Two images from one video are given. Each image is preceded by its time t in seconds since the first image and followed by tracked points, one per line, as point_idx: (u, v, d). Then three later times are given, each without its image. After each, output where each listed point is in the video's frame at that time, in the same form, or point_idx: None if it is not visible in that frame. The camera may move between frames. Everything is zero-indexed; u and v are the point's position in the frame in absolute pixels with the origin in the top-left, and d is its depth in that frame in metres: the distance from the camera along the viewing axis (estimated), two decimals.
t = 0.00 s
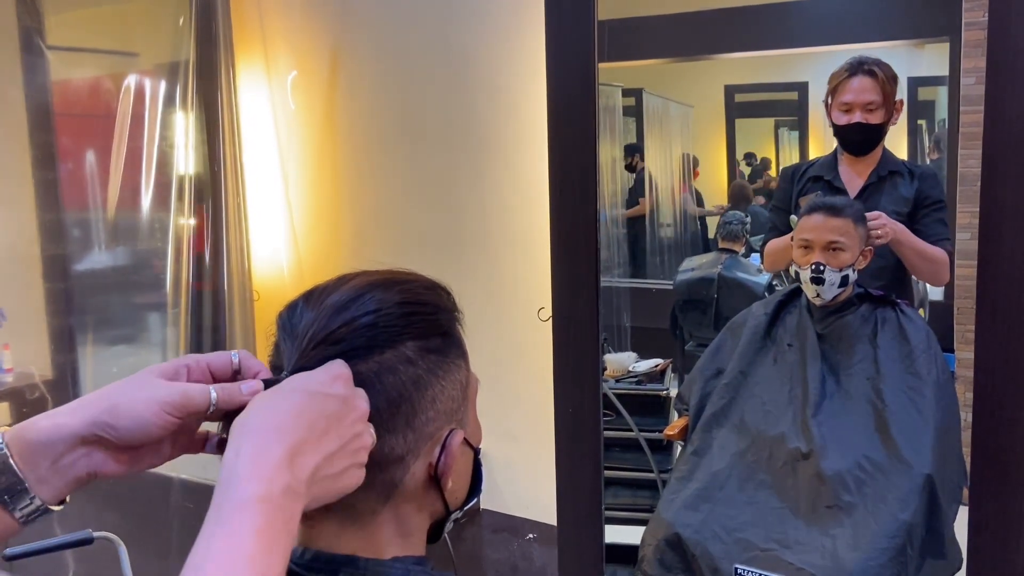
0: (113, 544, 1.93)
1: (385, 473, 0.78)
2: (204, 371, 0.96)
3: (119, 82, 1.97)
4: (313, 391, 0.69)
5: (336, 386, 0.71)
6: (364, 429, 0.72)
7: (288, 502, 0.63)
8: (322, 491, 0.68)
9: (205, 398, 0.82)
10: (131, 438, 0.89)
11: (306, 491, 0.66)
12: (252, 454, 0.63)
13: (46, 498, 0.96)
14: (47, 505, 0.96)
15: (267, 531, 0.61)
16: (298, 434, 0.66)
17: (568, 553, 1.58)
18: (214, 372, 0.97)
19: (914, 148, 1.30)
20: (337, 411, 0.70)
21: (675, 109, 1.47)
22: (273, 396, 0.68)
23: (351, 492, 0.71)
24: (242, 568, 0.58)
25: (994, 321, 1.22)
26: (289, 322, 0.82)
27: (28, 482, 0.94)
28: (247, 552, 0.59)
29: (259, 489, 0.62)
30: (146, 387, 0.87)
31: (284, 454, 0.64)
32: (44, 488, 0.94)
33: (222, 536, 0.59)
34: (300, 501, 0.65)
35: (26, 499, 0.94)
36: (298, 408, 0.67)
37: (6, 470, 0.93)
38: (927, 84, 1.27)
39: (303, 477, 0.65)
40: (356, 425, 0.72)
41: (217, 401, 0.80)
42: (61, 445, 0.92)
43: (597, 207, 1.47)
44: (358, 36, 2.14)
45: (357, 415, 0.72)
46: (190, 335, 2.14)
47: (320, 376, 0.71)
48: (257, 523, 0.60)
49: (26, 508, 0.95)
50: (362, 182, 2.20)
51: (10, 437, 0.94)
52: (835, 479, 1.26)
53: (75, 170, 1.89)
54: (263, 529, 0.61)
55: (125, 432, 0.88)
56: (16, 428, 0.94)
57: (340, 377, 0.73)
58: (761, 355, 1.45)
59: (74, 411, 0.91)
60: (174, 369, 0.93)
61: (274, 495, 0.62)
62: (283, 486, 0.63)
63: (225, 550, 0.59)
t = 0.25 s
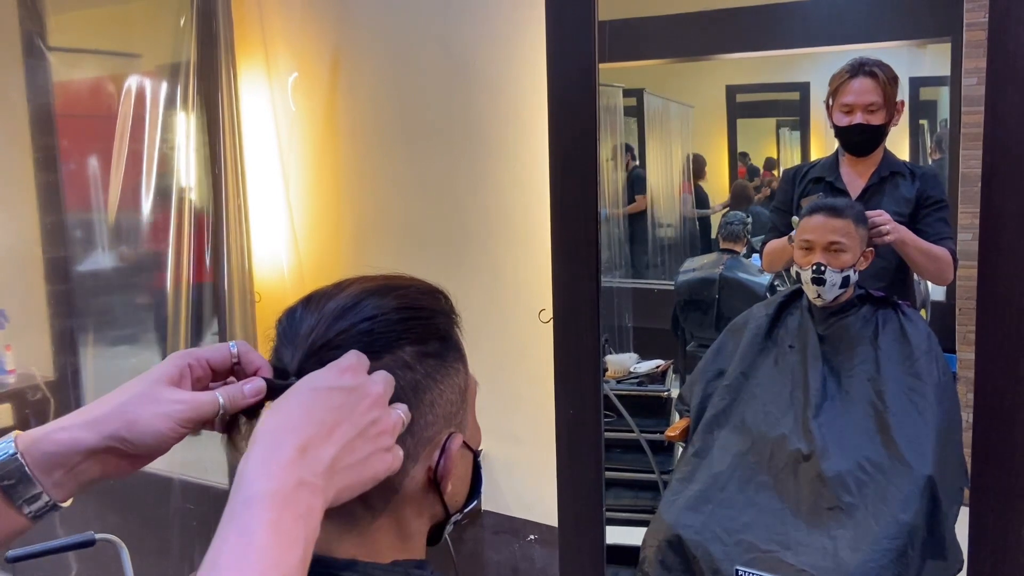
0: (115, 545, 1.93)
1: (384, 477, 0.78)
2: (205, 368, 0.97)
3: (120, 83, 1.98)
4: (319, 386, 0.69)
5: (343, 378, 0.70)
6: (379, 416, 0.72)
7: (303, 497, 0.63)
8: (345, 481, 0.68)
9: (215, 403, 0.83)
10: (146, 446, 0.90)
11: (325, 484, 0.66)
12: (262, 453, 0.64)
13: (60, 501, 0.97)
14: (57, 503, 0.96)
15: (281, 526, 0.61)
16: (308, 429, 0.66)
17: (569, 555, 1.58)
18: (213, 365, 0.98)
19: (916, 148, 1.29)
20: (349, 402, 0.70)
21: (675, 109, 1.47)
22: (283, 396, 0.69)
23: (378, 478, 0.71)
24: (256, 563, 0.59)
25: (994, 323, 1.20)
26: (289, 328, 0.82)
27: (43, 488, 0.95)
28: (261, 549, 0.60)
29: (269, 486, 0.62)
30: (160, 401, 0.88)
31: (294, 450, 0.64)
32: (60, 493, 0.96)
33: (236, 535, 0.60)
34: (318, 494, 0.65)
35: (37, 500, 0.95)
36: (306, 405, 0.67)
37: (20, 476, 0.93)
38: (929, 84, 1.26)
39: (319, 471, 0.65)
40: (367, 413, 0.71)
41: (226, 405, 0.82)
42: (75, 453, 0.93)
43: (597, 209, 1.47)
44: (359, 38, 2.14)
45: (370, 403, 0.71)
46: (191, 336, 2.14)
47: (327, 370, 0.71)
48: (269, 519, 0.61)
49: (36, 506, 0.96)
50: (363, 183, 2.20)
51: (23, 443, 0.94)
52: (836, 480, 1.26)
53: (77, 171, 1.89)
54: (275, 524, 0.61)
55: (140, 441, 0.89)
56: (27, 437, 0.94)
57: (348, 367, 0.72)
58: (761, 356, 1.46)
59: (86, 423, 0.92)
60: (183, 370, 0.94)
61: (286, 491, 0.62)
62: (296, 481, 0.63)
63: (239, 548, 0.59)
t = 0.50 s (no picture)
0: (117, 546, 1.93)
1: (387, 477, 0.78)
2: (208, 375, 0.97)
3: (121, 84, 1.97)
4: (328, 393, 0.69)
5: (352, 385, 0.71)
6: (387, 425, 0.72)
7: (314, 501, 0.63)
8: (354, 487, 0.68)
9: (211, 406, 0.84)
10: (143, 447, 0.90)
11: (336, 490, 0.66)
12: (272, 458, 0.63)
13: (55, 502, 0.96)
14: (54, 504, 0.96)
15: (292, 531, 0.61)
16: (318, 434, 0.66)
17: (571, 555, 1.58)
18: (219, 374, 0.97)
19: (918, 148, 1.29)
20: (357, 410, 0.70)
21: (675, 109, 1.48)
22: (292, 403, 0.68)
23: (384, 486, 0.71)
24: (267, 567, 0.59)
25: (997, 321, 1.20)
26: (291, 327, 0.82)
27: (38, 490, 0.94)
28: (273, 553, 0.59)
29: (281, 491, 0.62)
30: (154, 404, 0.89)
31: (304, 455, 0.64)
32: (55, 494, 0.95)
33: (248, 540, 0.60)
34: (329, 499, 0.64)
35: (32, 501, 0.94)
36: (315, 411, 0.67)
37: (14, 479, 0.92)
38: (932, 84, 1.25)
39: (329, 476, 0.65)
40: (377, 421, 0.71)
41: (222, 409, 0.83)
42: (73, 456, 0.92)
43: (597, 209, 1.47)
44: (360, 38, 2.14)
45: (378, 411, 0.72)
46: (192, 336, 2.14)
47: (335, 377, 0.71)
48: (280, 523, 0.61)
49: (33, 508, 0.95)
50: (364, 183, 2.20)
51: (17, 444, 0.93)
52: (838, 480, 1.26)
53: (79, 172, 1.89)
54: (285, 530, 0.61)
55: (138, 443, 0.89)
56: (20, 438, 0.93)
57: (356, 374, 0.72)
58: (763, 356, 1.45)
59: (81, 424, 0.92)
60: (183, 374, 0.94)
61: (297, 496, 0.62)
62: (307, 486, 0.63)
63: (250, 553, 0.59)
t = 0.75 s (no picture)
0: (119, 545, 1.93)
1: (389, 476, 0.78)
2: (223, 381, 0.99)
3: (122, 85, 1.98)
4: (311, 420, 0.69)
5: (335, 415, 0.71)
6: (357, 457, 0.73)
7: (287, 530, 0.63)
8: (315, 517, 0.68)
9: (221, 394, 0.89)
10: (156, 437, 0.91)
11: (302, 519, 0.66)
12: (252, 482, 0.63)
13: (67, 515, 0.94)
14: (68, 519, 0.94)
15: (266, 559, 0.61)
16: (297, 462, 0.66)
17: (573, 555, 1.58)
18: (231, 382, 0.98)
19: (920, 149, 1.29)
20: (335, 440, 0.70)
21: (676, 108, 1.47)
22: (272, 423, 0.68)
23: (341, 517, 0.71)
24: None
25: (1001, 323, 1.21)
26: (294, 325, 0.82)
27: (48, 495, 0.92)
28: None
29: (260, 517, 0.62)
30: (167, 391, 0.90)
31: (284, 483, 0.64)
32: (66, 503, 0.93)
33: (221, 564, 0.59)
34: (297, 529, 0.65)
35: (46, 513, 0.92)
36: (296, 438, 0.67)
37: (26, 482, 0.90)
38: (933, 83, 1.25)
39: (301, 508, 0.65)
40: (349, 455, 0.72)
41: (232, 393, 0.87)
42: (85, 457, 0.92)
43: (598, 208, 1.48)
44: (360, 38, 2.14)
45: (352, 443, 0.72)
46: (193, 336, 2.15)
47: (319, 403, 0.71)
48: (256, 550, 0.60)
49: (49, 525, 0.93)
50: (365, 183, 2.21)
51: (29, 449, 0.92)
52: (840, 481, 1.26)
53: (82, 172, 1.89)
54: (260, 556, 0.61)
55: (154, 434, 0.91)
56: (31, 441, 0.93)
57: (339, 404, 0.72)
58: (765, 358, 1.45)
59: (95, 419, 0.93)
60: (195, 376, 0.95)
61: (273, 523, 0.62)
62: (283, 514, 0.63)
63: None
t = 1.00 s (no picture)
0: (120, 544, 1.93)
1: (388, 474, 0.79)
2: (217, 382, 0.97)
3: (123, 84, 1.98)
4: (324, 429, 0.69)
5: (348, 424, 0.71)
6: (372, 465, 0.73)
7: (296, 539, 0.64)
8: (327, 526, 0.68)
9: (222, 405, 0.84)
10: (153, 441, 0.90)
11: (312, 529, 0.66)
12: (260, 490, 0.63)
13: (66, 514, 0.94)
14: (67, 519, 0.94)
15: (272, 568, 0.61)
16: (307, 471, 0.66)
17: (575, 554, 1.58)
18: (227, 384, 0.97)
19: (922, 148, 1.29)
20: (348, 449, 0.70)
21: (677, 109, 1.48)
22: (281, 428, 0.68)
23: (355, 526, 0.71)
24: None
25: (1004, 322, 1.21)
26: (292, 324, 0.82)
27: (47, 493, 0.92)
28: None
29: (266, 526, 0.62)
30: (163, 396, 0.89)
31: (293, 492, 0.65)
32: (65, 502, 0.93)
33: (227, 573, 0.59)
34: (306, 538, 0.65)
35: (45, 512, 0.92)
36: (309, 446, 0.67)
37: (26, 483, 0.91)
38: (936, 82, 1.26)
39: (312, 516, 0.66)
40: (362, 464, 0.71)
41: (233, 407, 0.82)
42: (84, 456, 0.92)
43: (602, 209, 1.48)
44: (361, 38, 2.14)
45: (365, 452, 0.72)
46: (194, 336, 2.15)
47: (332, 411, 0.71)
48: (261, 559, 0.61)
49: (47, 524, 0.93)
50: (365, 183, 2.21)
51: (28, 448, 0.92)
52: (842, 480, 1.25)
53: (83, 172, 1.89)
54: (268, 565, 0.61)
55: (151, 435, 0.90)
56: (28, 441, 0.93)
57: (352, 413, 0.72)
58: (767, 357, 1.45)
59: (91, 419, 0.93)
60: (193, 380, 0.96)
61: (281, 533, 0.63)
62: (291, 524, 0.64)
63: None
